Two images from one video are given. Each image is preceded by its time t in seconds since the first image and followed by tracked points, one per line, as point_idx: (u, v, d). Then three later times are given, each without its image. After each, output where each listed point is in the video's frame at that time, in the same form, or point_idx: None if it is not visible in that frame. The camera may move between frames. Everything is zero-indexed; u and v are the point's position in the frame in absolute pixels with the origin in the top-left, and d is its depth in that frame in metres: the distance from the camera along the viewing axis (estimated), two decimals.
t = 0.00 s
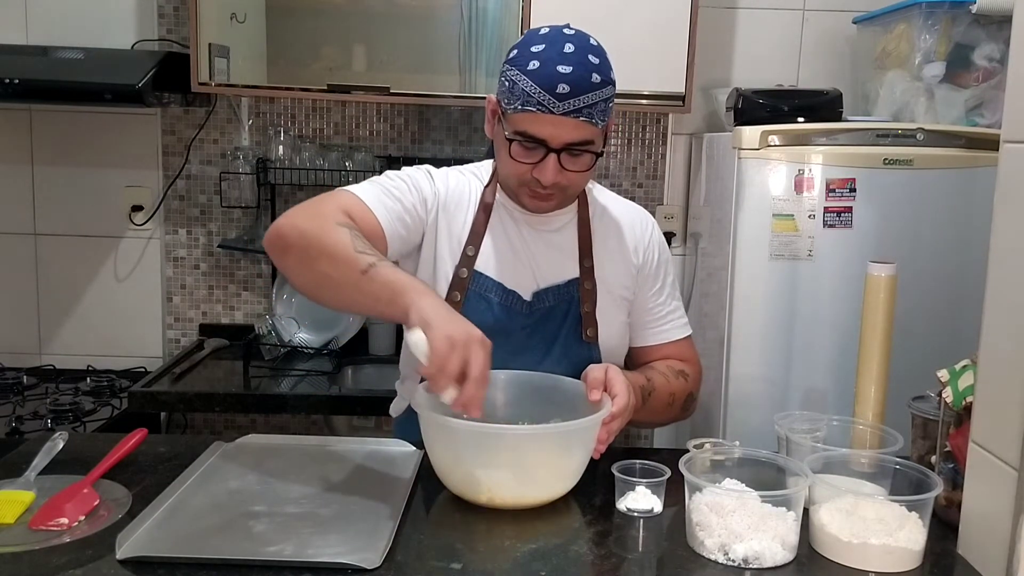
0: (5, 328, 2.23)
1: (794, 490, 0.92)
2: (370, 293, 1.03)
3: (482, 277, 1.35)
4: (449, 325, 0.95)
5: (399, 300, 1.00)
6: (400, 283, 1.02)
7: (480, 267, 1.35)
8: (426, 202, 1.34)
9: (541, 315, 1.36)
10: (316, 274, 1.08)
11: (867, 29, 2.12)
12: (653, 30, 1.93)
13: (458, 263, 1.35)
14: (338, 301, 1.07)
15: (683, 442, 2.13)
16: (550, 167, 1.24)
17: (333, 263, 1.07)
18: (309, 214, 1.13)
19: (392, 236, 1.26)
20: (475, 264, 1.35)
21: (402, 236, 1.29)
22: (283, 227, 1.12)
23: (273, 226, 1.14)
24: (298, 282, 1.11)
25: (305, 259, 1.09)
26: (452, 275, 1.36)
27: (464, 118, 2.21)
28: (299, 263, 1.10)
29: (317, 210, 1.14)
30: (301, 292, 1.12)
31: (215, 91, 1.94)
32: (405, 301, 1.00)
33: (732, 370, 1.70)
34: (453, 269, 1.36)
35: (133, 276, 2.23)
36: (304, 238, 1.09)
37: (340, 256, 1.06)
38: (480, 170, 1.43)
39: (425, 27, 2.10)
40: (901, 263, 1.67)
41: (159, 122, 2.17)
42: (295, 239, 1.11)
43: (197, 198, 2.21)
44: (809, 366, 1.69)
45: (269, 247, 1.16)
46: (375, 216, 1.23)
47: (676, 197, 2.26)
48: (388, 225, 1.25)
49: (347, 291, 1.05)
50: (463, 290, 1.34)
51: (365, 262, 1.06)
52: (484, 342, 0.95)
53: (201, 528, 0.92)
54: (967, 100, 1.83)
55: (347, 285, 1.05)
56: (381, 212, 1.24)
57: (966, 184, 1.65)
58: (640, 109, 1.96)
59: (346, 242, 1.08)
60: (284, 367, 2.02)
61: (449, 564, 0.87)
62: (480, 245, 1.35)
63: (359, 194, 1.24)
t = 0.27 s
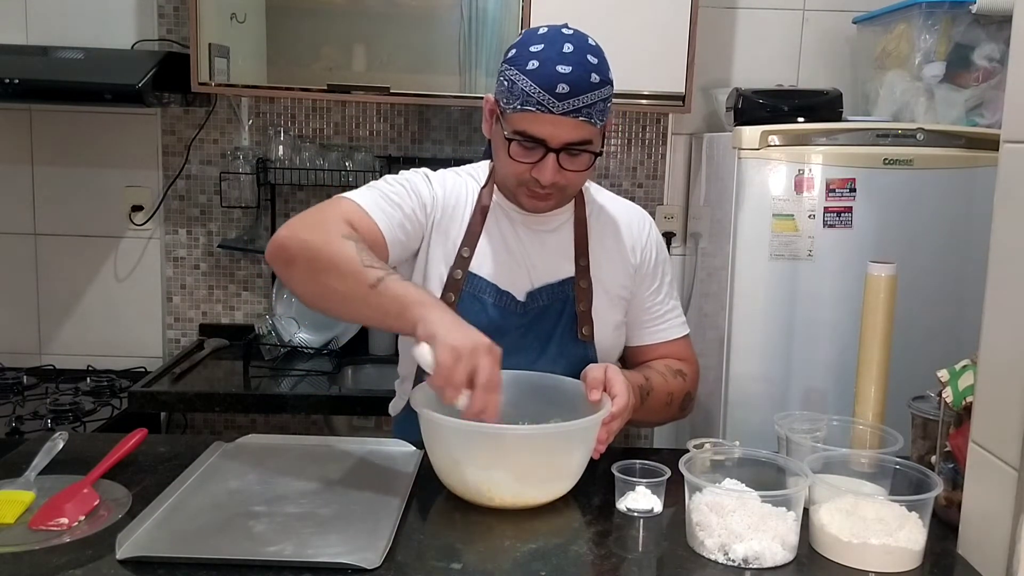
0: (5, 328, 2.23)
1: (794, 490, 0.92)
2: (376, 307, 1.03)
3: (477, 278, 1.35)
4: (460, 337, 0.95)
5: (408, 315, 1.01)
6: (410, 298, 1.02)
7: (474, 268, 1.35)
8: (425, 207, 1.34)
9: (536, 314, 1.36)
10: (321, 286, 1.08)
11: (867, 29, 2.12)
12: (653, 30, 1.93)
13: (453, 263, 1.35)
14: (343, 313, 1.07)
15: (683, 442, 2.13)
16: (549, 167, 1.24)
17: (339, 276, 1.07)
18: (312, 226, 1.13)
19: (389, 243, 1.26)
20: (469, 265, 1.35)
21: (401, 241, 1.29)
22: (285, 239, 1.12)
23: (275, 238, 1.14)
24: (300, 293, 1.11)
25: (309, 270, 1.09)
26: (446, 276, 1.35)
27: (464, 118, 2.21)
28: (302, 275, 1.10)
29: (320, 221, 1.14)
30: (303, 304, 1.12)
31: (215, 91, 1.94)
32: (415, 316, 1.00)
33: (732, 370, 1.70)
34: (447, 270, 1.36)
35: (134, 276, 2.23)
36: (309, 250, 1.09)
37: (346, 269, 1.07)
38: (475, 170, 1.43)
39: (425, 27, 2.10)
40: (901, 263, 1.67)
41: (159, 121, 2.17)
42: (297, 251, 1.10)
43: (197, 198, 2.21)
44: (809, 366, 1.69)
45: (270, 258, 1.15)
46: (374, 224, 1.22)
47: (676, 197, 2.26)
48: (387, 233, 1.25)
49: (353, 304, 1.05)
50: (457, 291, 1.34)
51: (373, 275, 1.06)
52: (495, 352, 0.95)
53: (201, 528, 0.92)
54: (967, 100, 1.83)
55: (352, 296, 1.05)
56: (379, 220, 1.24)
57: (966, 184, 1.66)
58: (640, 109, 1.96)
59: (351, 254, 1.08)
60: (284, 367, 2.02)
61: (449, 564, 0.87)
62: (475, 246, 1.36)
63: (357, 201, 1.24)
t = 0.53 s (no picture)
0: (5, 329, 2.23)
1: (794, 490, 0.92)
2: (364, 285, 1.04)
3: (477, 277, 1.35)
4: (436, 310, 0.95)
5: (394, 288, 1.01)
6: (393, 271, 1.02)
7: (475, 266, 1.35)
8: (420, 206, 1.34)
9: (537, 314, 1.36)
10: (311, 272, 1.09)
11: (867, 29, 2.12)
12: (653, 29, 1.93)
13: (453, 262, 1.35)
14: (336, 298, 1.07)
15: (683, 442, 2.13)
16: (549, 165, 1.24)
17: (326, 260, 1.07)
18: (299, 218, 1.14)
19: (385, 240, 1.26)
20: (469, 264, 1.35)
21: (396, 239, 1.29)
22: (274, 234, 1.13)
23: (265, 237, 1.15)
24: (293, 285, 1.12)
25: (297, 260, 1.10)
26: (446, 275, 1.36)
27: (464, 118, 2.21)
28: (292, 266, 1.11)
29: (308, 213, 1.15)
30: (300, 296, 1.13)
31: (214, 91, 1.94)
32: (399, 287, 1.00)
33: (732, 370, 1.70)
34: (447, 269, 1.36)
35: (134, 276, 2.23)
36: (294, 240, 1.10)
37: (330, 252, 1.07)
38: (475, 169, 1.43)
39: (425, 27, 2.10)
40: (901, 263, 1.67)
41: (158, 121, 2.17)
42: (285, 244, 1.11)
43: (197, 198, 2.21)
44: (809, 366, 1.69)
45: (263, 257, 1.17)
46: (368, 218, 1.23)
47: (676, 197, 2.26)
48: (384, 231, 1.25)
49: (343, 286, 1.06)
50: (458, 290, 1.34)
51: (356, 255, 1.06)
52: (466, 334, 0.94)
53: (201, 528, 0.92)
54: (967, 100, 1.83)
55: (342, 280, 1.06)
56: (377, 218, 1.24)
57: (966, 184, 1.66)
58: (640, 109, 1.96)
59: (336, 237, 1.09)
60: (284, 367, 2.02)
61: (449, 564, 0.87)
62: (475, 246, 1.35)
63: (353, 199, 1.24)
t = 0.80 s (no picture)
0: (5, 328, 2.23)
1: (794, 490, 0.92)
2: (379, 280, 1.04)
3: (480, 277, 1.34)
4: (457, 313, 0.95)
5: (412, 287, 1.01)
6: (412, 271, 1.02)
7: (477, 266, 1.35)
8: (425, 202, 1.34)
9: (540, 313, 1.36)
10: (320, 262, 1.09)
11: (867, 29, 2.12)
12: (653, 30, 1.93)
13: (455, 262, 1.35)
14: (347, 291, 1.07)
15: (683, 442, 2.13)
16: (549, 166, 1.24)
17: (338, 251, 1.07)
18: (311, 206, 1.13)
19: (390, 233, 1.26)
20: (472, 263, 1.35)
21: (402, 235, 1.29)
22: (285, 221, 1.12)
23: (274, 223, 1.14)
24: (301, 274, 1.11)
25: (309, 249, 1.09)
26: (450, 274, 1.36)
27: (464, 118, 2.21)
28: (302, 254, 1.10)
29: (319, 202, 1.14)
30: (305, 285, 1.13)
31: (214, 91, 1.93)
32: (415, 287, 1.01)
33: (732, 370, 1.70)
34: (449, 268, 1.36)
35: (134, 276, 2.23)
36: (308, 228, 1.09)
37: (346, 245, 1.07)
38: (475, 169, 1.43)
39: (425, 27, 2.10)
40: (901, 263, 1.67)
41: (159, 121, 2.17)
42: (296, 232, 1.11)
43: (197, 197, 2.21)
44: (809, 366, 1.69)
45: (269, 242, 1.16)
46: (372, 206, 1.23)
47: (676, 197, 2.26)
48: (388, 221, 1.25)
49: (356, 279, 1.05)
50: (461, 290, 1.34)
51: (373, 249, 1.06)
52: (490, 338, 0.95)
53: (201, 529, 0.92)
54: (967, 100, 1.83)
55: (353, 273, 1.06)
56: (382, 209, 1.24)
57: (966, 184, 1.66)
58: (640, 109, 1.96)
59: (352, 231, 1.09)
60: (284, 367, 2.02)
61: (449, 564, 0.87)
62: (477, 246, 1.36)
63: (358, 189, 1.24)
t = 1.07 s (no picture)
0: (4, 328, 2.23)
1: (794, 490, 0.92)
2: (383, 300, 1.03)
3: (480, 278, 1.34)
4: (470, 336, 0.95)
5: (418, 306, 1.01)
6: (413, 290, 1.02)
7: (478, 267, 1.35)
8: (424, 205, 1.33)
9: (541, 314, 1.36)
10: (322, 280, 1.08)
11: (867, 29, 2.12)
12: (653, 30, 1.93)
13: (455, 263, 1.35)
14: (350, 308, 1.07)
15: (683, 442, 2.13)
16: (552, 166, 1.24)
17: (340, 268, 1.06)
18: (310, 221, 1.12)
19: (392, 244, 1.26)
20: (472, 266, 1.35)
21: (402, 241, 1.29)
22: (285, 236, 1.11)
23: (273, 237, 1.13)
24: (301, 289, 1.10)
25: (309, 266, 1.08)
26: (450, 276, 1.35)
27: (464, 118, 2.21)
28: (302, 271, 1.09)
29: (319, 217, 1.13)
30: (305, 300, 1.12)
31: (214, 91, 1.93)
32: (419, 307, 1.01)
33: (731, 370, 1.70)
34: (450, 269, 1.36)
35: (134, 276, 2.23)
36: (308, 245, 1.08)
37: (348, 262, 1.06)
38: (477, 170, 1.43)
39: (425, 27, 2.10)
40: (901, 263, 1.67)
41: (159, 121, 2.17)
42: (295, 247, 1.09)
43: (197, 197, 2.21)
44: (809, 366, 1.69)
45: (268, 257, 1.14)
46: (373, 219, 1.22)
47: (676, 197, 2.26)
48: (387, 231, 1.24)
49: (359, 297, 1.05)
50: (462, 291, 1.34)
51: (375, 267, 1.05)
52: (493, 344, 0.96)
53: (201, 528, 0.92)
54: (967, 100, 1.83)
55: (356, 291, 1.05)
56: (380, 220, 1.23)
57: (966, 184, 1.65)
58: (640, 109, 1.96)
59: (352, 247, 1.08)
60: (284, 367, 2.01)
61: (450, 564, 0.87)
62: (478, 247, 1.35)
63: (354, 198, 1.23)
